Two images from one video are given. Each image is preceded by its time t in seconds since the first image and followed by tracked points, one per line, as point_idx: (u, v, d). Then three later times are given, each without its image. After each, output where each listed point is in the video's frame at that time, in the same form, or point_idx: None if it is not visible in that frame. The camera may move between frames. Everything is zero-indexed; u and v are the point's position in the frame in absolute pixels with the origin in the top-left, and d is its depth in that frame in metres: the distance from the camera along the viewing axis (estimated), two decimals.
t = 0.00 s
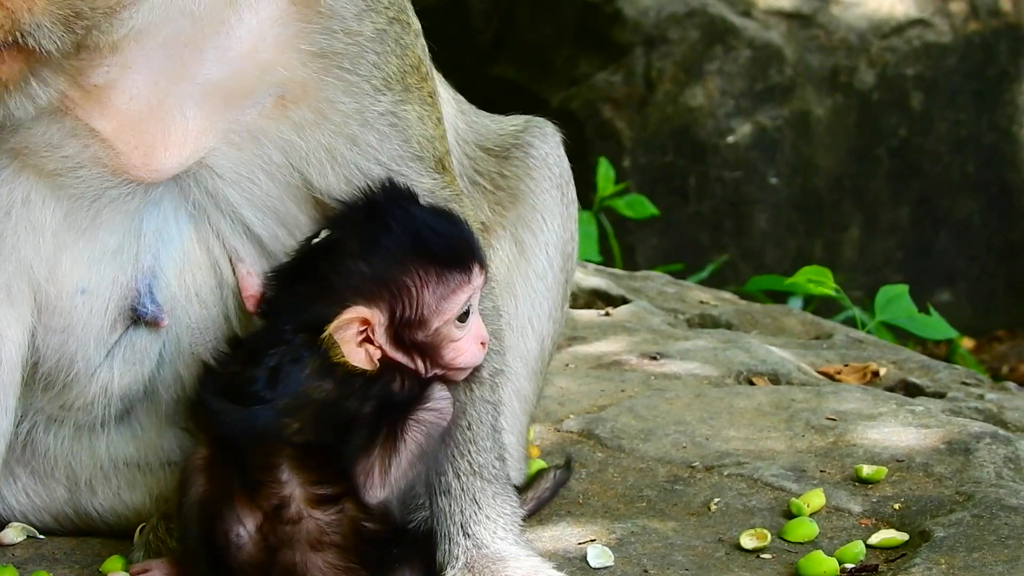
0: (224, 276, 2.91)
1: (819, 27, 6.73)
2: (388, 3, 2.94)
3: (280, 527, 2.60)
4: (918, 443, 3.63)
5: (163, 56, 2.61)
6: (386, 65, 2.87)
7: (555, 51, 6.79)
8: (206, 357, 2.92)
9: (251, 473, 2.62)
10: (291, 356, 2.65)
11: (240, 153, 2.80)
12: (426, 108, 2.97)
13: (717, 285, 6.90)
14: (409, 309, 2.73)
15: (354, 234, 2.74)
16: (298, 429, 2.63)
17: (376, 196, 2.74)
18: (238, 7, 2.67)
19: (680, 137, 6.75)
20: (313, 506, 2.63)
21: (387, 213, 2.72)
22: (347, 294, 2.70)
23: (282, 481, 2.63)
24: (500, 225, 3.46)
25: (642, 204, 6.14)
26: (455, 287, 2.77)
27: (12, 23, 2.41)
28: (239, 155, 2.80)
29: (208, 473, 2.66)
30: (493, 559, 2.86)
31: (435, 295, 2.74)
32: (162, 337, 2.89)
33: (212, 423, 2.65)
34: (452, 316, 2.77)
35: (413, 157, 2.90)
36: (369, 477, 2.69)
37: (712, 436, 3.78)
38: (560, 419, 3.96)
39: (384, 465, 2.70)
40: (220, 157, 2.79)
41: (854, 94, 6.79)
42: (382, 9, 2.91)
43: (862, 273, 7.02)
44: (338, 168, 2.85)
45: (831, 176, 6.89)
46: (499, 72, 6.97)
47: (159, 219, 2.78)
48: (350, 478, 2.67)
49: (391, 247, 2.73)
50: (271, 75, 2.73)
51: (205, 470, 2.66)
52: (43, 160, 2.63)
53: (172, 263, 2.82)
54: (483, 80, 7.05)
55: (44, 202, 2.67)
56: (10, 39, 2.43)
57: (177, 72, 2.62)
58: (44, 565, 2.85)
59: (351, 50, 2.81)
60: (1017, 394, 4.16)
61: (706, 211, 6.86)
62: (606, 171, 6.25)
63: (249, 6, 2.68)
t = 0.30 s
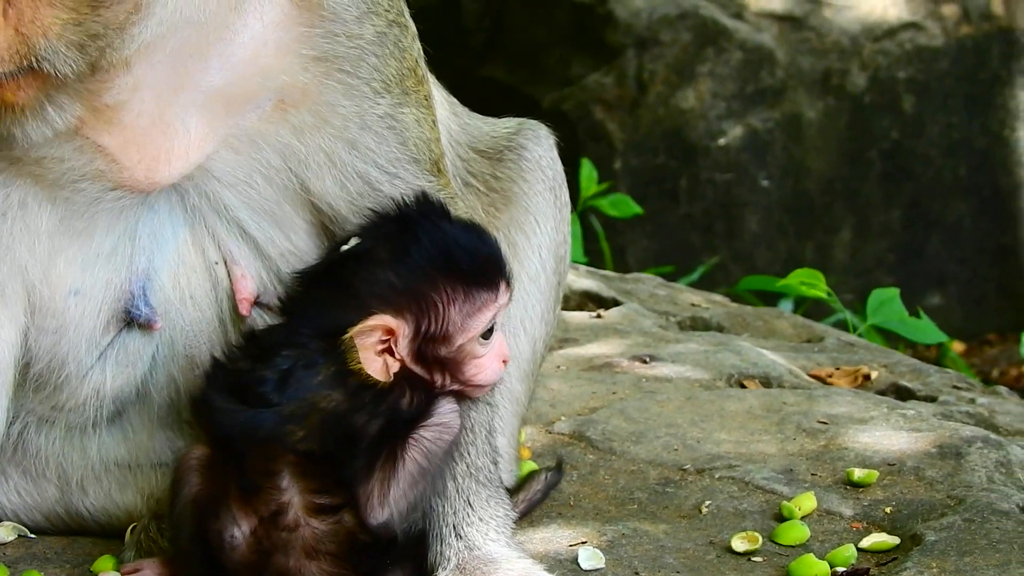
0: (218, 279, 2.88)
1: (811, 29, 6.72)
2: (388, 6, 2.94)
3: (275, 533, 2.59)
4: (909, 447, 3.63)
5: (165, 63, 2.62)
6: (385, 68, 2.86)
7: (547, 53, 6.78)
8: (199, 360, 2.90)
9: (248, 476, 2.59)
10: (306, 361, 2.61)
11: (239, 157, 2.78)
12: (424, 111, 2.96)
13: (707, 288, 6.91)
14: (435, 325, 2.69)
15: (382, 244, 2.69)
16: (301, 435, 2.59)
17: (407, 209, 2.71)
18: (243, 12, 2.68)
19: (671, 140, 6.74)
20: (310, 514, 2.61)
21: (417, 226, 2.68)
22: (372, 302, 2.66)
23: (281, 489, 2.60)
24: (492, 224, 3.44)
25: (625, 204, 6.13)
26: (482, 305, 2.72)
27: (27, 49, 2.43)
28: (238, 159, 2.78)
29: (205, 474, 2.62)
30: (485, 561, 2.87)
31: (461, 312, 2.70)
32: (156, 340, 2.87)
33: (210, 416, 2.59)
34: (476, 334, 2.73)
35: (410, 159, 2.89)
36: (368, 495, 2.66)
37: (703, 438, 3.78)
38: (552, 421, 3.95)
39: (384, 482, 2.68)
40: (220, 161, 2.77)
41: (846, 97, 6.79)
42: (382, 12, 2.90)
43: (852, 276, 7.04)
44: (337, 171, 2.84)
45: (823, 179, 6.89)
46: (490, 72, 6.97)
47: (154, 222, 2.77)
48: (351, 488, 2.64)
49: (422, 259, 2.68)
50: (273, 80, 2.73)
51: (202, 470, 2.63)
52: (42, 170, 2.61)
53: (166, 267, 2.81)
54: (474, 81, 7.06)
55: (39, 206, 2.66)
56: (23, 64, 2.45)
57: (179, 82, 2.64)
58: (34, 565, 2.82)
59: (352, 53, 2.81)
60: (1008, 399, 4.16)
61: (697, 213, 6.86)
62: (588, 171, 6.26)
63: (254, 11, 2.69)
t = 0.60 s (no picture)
0: (217, 281, 2.85)
1: (803, 32, 6.74)
2: (390, 9, 2.95)
3: (277, 534, 2.50)
4: (904, 451, 3.63)
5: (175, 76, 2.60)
6: (387, 71, 2.86)
7: (539, 55, 6.77)
8: (197, 362, 2.87)
9: (252, 475, 2.49)
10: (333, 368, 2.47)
11: (240, 161, 2.78)
12: (424, 115, 2.97)
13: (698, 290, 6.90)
14: (480, 353, 2.59)
15: (433, 266, 2.61)
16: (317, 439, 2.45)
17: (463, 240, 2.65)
18: (251, 19, 2.66)
19: (663, 142, 6.73)
20: (315, 519, 2.51)
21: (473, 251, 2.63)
22: (421, 321, 2.54)
23: (288, 490, 2.49)
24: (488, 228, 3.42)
25: (623, 208, 6.11)
26: (528, 339, 2.64)
27: (40, 87, 2.44)
28: (240, 162, 2.78)
29: (211, 472, 2.56)
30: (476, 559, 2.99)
31: (507, 344, 2.62)
32: (153, 342, 2.84)
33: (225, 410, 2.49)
34: (519, 368, 2.64)
35: (410, 161, 2.89)
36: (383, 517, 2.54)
37: (698, 441, 3.76)
38: (546, 423, 3.93)
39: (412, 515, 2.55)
40: (222, 165, 2.77)
41: (837, 100, 6.80)
42: (385, 15, 2.91)
43: (844, 278, 7.04)
44: (339, 175, 2.84)
45: (814, 182, 6.89)
46: (482, 74, 6.96)
47: (151, 223, 2.75)
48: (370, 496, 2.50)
49: (475, 284, 2.60)
50: (277, 86, 2.73)
51: (208, 468, 2.57)
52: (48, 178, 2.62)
53: (163, 268, 2.79)
54: (465, 83, 7.04)
55: (38, 210, 2.67)
56: (37, 101, 2.46)
57: (190, 96, 2.62)
58: (29, 565, 2.79)
59: (356, 57, 2.81)
60: (1002, 403, 4.17)
61: (688, 215, 6.86)
62: (588, 175, 6.23)
63: (260, 17, 2.67)
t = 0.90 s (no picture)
0: (225, 286, 2.86)
1: (801, 37, 6.72)
2: (393, 18, 2.91)
3: (281, 547, 2.52)
4: (906, 456, 3.63)
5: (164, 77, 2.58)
6: (389, 80, 2.86)
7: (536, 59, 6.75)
8: (205, 366, 2.89)
9: (255, 488, 2.50)
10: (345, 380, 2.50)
11: (241, 164, 2.75)
12: (429, 122, 2.96)
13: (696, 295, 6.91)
14: (497, 380, 2.61)
15: (466, 283, 2.64)
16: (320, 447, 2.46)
17: (506, 266, 2.70)
18: (243, 22, 2.63)
19: (660, 147, 6.75)
20: (318, 530, 2.53)
21: (517, 279, 2.68)
22: (448, 332, 2.57)
23: (291, 503, 2.50)
24: (495, 234, 3.40)
25: (625, 214, 6.12)
26: (544, 380, 2.67)
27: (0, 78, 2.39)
28: (242, 166, 2.75)
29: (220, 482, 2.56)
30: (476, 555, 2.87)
31: (525, 379, 2.64)
32: (161, 346, 2.84)
33: (231, 418, 2.52)
34: (529, 405, 2.67)
35: (413, 170, 2.90)
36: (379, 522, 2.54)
37: (700, 446, 3.76)
38: (548, 428, 3.92)
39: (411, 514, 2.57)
40: (225, 167, 2.74)
41: (835, 105, 6.80)
42: (387, 22, 2.88)
43: (841, 283, 7.05)
44: (339, 181, 2.82)
45: (812, 187, 6.90)
46: (479, 78, 6.97)
47: (161, 228, 2.73)
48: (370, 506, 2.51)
49: (511, 308, 2.62)
50: (274, 89, 2.69)
51: (216, 478, 2.57)
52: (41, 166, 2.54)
53: (174, 274, 2.78)
54: (464, 88, 7.05)
55: (43, 208, 2.59)
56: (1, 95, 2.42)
57: (182, 88, 2.60)
58: (32, 571, 2.75)
59: (355, 64, 2.79)
60: (1003, 408, 4.18)
61: (686, 220, 6.86)
62: (591, 180, 6.25)
63: (255, 20, 2.64)
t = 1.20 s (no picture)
0: (212, 286, 2.89)
1: (805, 39, 6.73)
2: (367, 16, 2.88)
3: (284, 552, 2.55)
4: (911, 458, 3.63)
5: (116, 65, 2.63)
6: (360, 80, 2.82)
7: (539, 62, 6.78)
8: (198, 365, 2.95)
9: (259, 495, 2.52)
10: (354, 389, 2.54)
11: (210, 155, 2.74)
12: (408, 123, 2.91)
13: (700, 297, 6.92)
14: (506, 415, 2.61)
15: (496, 314, 2.65)
16: (324, 456, 2.49)
17: (538, 309, 2.72)
18: (199, 5, 2.67)
19: (665, 149, 6.75)
20: (322, 537, 2.56)
21: (547, 324, 2.69)
22: (465, 352, 2.59)
23: (295, 510, 2.53)
24: (500, 242, 3.43)
25: (623, 214, 6.13)
26: (556, 428, 2.67)
27: None
28: (209, 160, 2.74)
29: (223, 488, 2.59)
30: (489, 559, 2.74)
31: (534, 423, 2.64)
32: (152, 346, 2.88)
33: (240, 426, 2.55)
34: (534, 449, 2.66)
35: (392, 175, 2.86)
36: (391, 507, 2.51)
37: (705, 448, 3.77)
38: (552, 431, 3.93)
39: (429, 507, 2.54)
40: (192, 159, 2.73)
41: (839, 108, 6.81)
42: (358, 21, 2.85)
43: (844, 286, 7.06)
44: (311, 179, 2.80)
45: (816, 190, 6.90)
46: (482, 80, 6.99)
47: (147, 227, 2.77)
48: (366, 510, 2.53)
49: (533, 350, 2.63)
50: (240, 79, 2.70)
51: (220, 484, 2.59)
52: (9, 143, 2.57)
53: (162, 273, 2.82)
54: (465, 88, 7.08)
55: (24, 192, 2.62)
56: None
57: (135, 60, 2.64)
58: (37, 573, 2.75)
59: (321, 61, 2.76)
60: (1007, 411, 4.18)
61: (690, 222, 6.87)
62: (588, 180, 6.26)
63: (213, 6, 2.68)
